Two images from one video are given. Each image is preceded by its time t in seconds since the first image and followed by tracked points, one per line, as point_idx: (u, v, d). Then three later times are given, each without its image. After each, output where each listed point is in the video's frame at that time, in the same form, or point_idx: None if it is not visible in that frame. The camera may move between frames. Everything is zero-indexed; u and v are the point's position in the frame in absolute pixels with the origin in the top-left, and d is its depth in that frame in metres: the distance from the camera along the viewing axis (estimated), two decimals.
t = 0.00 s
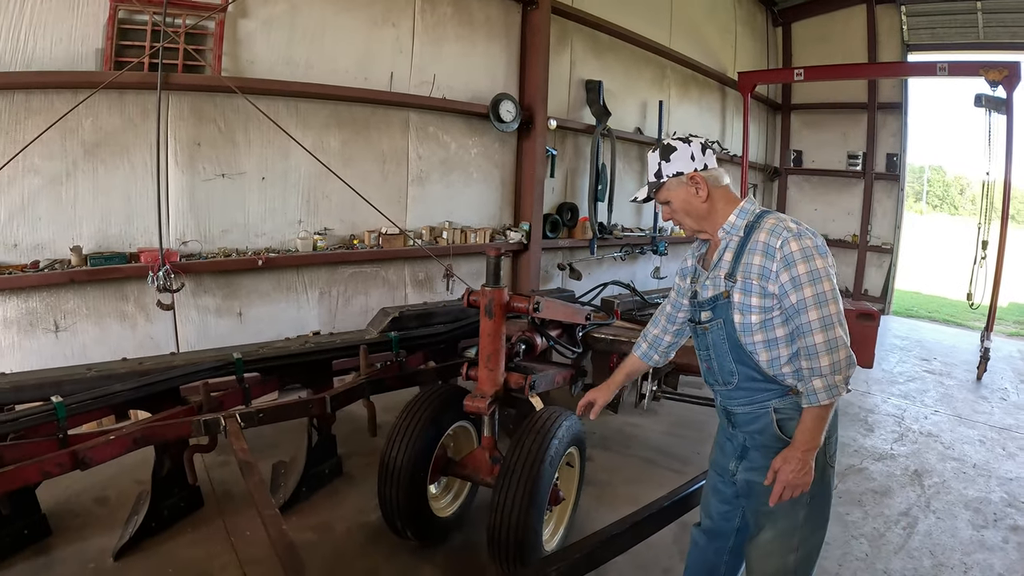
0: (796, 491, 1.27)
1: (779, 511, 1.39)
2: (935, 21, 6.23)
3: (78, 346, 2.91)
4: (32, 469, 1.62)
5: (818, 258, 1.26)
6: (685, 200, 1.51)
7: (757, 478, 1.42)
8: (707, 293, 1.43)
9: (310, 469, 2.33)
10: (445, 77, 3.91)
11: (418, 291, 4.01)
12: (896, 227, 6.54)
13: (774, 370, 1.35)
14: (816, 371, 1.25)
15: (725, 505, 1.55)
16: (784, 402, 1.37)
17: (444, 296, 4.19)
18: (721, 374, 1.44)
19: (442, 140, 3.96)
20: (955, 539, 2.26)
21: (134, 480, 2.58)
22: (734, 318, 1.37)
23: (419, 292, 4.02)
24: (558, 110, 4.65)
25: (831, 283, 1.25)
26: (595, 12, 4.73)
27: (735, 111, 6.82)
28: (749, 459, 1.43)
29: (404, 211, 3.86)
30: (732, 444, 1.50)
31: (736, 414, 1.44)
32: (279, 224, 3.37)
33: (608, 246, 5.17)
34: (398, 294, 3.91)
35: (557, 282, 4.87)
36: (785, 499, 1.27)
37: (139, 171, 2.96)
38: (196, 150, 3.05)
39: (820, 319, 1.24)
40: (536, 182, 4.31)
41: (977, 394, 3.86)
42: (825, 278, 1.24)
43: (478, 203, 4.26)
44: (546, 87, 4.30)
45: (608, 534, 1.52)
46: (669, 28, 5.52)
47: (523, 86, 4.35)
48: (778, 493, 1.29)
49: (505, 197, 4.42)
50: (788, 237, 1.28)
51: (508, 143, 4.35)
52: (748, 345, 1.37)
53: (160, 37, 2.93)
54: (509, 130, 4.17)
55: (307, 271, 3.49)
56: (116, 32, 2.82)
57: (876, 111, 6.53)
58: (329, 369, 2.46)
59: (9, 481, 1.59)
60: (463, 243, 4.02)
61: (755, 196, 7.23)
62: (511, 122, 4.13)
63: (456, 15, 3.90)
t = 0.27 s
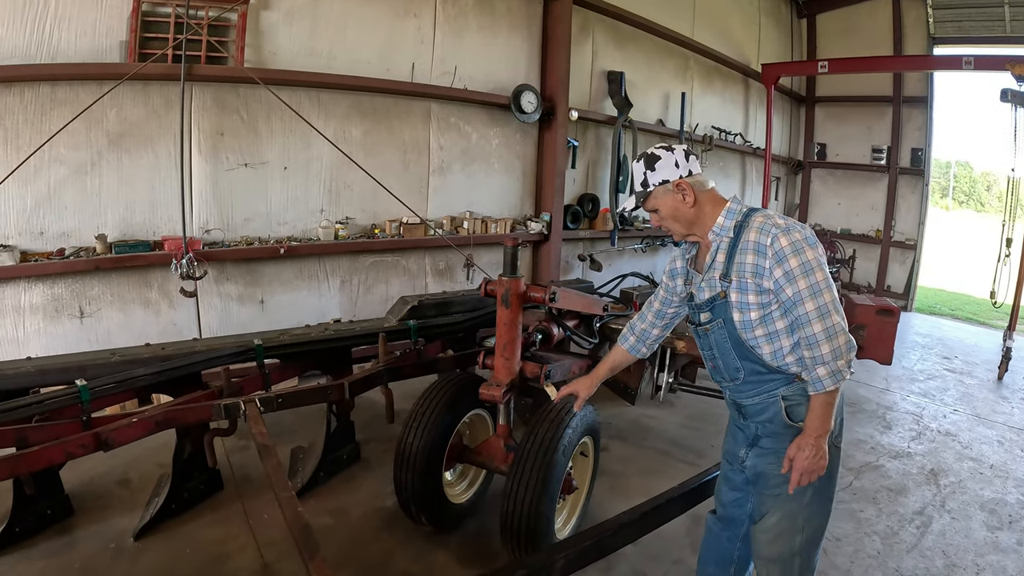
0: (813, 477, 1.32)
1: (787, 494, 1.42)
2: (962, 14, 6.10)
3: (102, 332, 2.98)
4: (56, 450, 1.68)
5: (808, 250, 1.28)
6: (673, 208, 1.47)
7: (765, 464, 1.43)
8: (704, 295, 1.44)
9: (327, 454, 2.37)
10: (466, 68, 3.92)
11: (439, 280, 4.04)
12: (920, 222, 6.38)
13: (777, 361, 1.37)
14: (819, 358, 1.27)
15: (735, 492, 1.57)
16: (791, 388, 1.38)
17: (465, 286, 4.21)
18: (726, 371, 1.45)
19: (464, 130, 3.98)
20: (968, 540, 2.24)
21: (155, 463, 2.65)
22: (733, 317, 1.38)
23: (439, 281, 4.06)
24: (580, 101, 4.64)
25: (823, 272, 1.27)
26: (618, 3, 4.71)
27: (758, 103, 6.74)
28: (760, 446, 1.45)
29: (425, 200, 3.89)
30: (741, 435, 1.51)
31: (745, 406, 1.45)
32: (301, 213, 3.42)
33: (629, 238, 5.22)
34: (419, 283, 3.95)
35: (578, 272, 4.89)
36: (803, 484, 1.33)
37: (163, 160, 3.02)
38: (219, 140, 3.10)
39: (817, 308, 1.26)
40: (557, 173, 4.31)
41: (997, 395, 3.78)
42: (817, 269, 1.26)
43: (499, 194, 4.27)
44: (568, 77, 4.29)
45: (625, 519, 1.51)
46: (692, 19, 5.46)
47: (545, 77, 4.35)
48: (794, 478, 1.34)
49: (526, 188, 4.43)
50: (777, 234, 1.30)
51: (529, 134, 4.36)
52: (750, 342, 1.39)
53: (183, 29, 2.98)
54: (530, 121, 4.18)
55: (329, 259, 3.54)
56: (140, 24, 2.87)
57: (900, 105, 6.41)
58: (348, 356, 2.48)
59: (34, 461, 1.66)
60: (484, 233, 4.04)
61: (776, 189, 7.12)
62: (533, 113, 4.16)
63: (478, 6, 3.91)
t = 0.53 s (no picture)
0: (846, 465, 1.34)
1: (802, 479, 1.41)
2: (993, 6, 5.92)
3: (130, 316, 3.04)
4: (84, 432, 1.74)
5: (819, 243, 1.28)
6: (682, 213, 1.44)
7: (784, 451, 1.42)
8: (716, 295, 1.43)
9: (349, 440, 2.40)
10: (492, 57, 3.92)
11: (463, 268, 4.06)
12: (948, 218, 6.21)
13: (797, 354, 1.36)
14: (839, 348, 1.27)
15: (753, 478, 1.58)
16: (811, 377, 1.38)
17: (489, 275, 4.22)
18: (745, 368, 1.45)
19: (489, 119, 3.98)
20: (987, 542, 2.20)
21: (181, 445, 2.70)
22: (750, 315, 1.38)
23: (464, 269, 4.07)
24: (606, 90, 4.62)
25: (836, 264, 1.27)
26: None
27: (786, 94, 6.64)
28: (780, 435, 1.44)
29: (451, 188, 3.91)
30: (762, 424, 1.51)
31: (765, 398, 1.44)
32: (327, 201, 3.45)
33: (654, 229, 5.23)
34: (443, 272, 3.97)
35: (602, 263, 4.88)
36: (837, 473, 1.35)
37: (190, 148, 3.06)
38: (246, 128, 3.14)
39: (834, 300, 1.25)
40: (582, 163, 4.30)
41: None
42: (830, 261, 1.26)
43: (526, 183, 4.28)
44: (594, 67, 4.27)
45: (644, 509, 1.50)
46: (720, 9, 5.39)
47: (570, 67, 4.33)
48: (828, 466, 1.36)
49: (551, 177, 4.43)
50: (789, 230, 1.30)
51: (555, 123, 4.35)
52: (768, 337, 1.38)
53: (210, 18, 3.01)
54: (556, 111, 4.17)
55: (354, 247, 3.57)
56: (168, 14, 2.90)
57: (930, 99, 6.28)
58: (372, 342, 2.51)
59: (63, 442, 1.72)
60: (508, 222, 4.04)
61: (801, 181, 7.03)
62: (559, 102, 4.15)
63: None
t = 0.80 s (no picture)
0: (835, 460, 1.36)
1: (798, 472, 1.43)
2: None
3: (136, 311, 3.06)
4: (90, 426, 1.76)
5: (818, 243, 1.28)
6: (685, 206, 1.44)
7: (780, 445, 1.43)
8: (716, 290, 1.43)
9: (354, 434, 2.42)
10: (496, 51, 3.91)
11: (468, 263, 4.06)
12: (954, 213, 6.17)
13: (793, 350, 1.36)
14: (833, 347, 1.28)
15: (751, 471, 1.59)
16: (807, 373, 1.37)
17: (494, 269, 4.22)
18: (743, 362, 1.44)
19: (494, 114, 3.98)
20: (991, 539, 2.20)
21: (187, 440, 2.72)
22: (748, 312, 1.37)
23: (468, 264, 4.08)
24: (610, 85, 4.61)
25: (834, 264, 1.27)
26: None
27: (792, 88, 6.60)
28: (776, 429, 1.44)
29: (455, 183, 3.91)
30: (758, 417, 1.51)
31: (761, 391, 1.44)
32: (331, 196, 3.46)
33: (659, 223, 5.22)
34: (448, 266, 3.98)
35: (607, 257, 4.88)
36: (826, 468, 1.37)
37: (195, 144, 3.07)
38: (250, 124, 3.15)
39: (830, 300, 1.26)
40: (586, 157, 4.31)
41: None
42: (828, 261, 1.27)
43: (531, 177, 4.28)
44: (598, 62, 4.26)
45: (646, 503, 1.50)
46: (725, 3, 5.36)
47: (574, 62, 4.32)
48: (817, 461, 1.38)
49: (556, 171, 4.42)
50: (788, 228, 1.29)
51: (559, 118, 4.34)
52: (765, 334, 1.38)
53: (213, 14, 3.01)
54: (560, 105, 4.16)
55: (359, 241, 3.58)
56: (171, 10, 2.91)
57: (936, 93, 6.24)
58: (376, 337, 2.52)
59: (70, 437, 1.74)
60: (513, 217, 4.05)
61: (807, 175, 7.03)
62: (563, 97, 4.13)
63: None
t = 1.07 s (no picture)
0: (823, 451, 1.34)
1: (796, 464, 1.43)
2: None
3: (138, 308, 3.06)
4: (91, 422, 1.75)
5: (819, 235, 1.28)
6: (693, 194, 1.42)
7: (779, 437, 1.43)
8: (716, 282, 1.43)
9: (355, 429, 2.42)
10: (497, 47, 3.90)
11: (470, 258, 4.07)
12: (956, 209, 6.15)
13: (793, 342, 1.36)
14: (831, 340, 1.28)
15: (751, 464, 1.59)
16: (806, 364, 1.38)
17: (495, 264, 4.22)
18: (742, 354, 1.45)
19: (495, 109, 3.98)
20: (992, 534, 2.20)
21: (189, 435, 2.72)
22: (748, 303, 1.37)
23: (470, 259, 4.08)
24: (612, 80, 4.60)
25: (834, 257, 1.27)
26: None
27: (794, 83, 6.58)
28: (774, 421, 1.45)
29: (456, 178, 3.91)
30: (756, 409, 1.51)
31: (760, 383, 1.44)
32: (333, 191, 3.46)
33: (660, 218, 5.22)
34: (449, 261, 3.98)
35: (609, 252, 4.87)
36: (814, 460, 1.34)
37: (196, 140, 3.07)
38: (251, 120, 3.15)
39: (830, 292, 1.26)
40: (588, 152, 4.30)
41: None
42: (828, 254, 1.27)
43: (532, 172, 4.27)
44: (599, 57, 4.25)
45: (647, 497, 1.50)
46: None
47: (575, 57, 4.31)
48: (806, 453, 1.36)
49: (558, 167, 4.42)
50: (789, 220, 1.29)
51: (561, 113, 4.34)
52: (765, 325, 1.38)
53: (214, 11, 3.01)
54: (562, 100, 4.16)
55: (360, 237, 3.58)
56: (171, 7, 2.91)
57: (939, 88, 6.22)
58: (378, 332, 2.53)
59: (71, 432, 1.74)
60: (515, 212, 4.05)
61: (809, 171, 7.04)
62: (565, 92, 4.13)
63: None
